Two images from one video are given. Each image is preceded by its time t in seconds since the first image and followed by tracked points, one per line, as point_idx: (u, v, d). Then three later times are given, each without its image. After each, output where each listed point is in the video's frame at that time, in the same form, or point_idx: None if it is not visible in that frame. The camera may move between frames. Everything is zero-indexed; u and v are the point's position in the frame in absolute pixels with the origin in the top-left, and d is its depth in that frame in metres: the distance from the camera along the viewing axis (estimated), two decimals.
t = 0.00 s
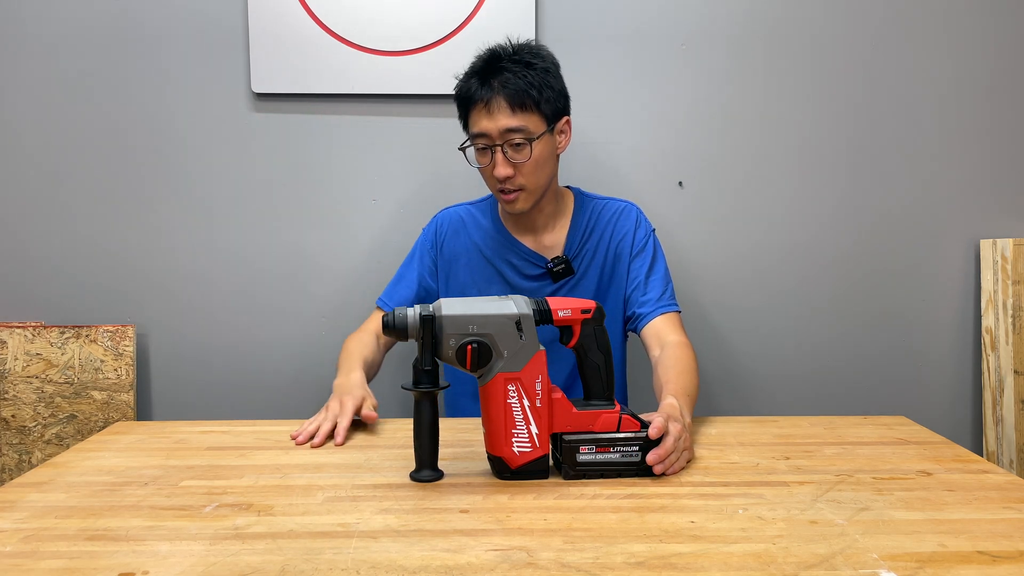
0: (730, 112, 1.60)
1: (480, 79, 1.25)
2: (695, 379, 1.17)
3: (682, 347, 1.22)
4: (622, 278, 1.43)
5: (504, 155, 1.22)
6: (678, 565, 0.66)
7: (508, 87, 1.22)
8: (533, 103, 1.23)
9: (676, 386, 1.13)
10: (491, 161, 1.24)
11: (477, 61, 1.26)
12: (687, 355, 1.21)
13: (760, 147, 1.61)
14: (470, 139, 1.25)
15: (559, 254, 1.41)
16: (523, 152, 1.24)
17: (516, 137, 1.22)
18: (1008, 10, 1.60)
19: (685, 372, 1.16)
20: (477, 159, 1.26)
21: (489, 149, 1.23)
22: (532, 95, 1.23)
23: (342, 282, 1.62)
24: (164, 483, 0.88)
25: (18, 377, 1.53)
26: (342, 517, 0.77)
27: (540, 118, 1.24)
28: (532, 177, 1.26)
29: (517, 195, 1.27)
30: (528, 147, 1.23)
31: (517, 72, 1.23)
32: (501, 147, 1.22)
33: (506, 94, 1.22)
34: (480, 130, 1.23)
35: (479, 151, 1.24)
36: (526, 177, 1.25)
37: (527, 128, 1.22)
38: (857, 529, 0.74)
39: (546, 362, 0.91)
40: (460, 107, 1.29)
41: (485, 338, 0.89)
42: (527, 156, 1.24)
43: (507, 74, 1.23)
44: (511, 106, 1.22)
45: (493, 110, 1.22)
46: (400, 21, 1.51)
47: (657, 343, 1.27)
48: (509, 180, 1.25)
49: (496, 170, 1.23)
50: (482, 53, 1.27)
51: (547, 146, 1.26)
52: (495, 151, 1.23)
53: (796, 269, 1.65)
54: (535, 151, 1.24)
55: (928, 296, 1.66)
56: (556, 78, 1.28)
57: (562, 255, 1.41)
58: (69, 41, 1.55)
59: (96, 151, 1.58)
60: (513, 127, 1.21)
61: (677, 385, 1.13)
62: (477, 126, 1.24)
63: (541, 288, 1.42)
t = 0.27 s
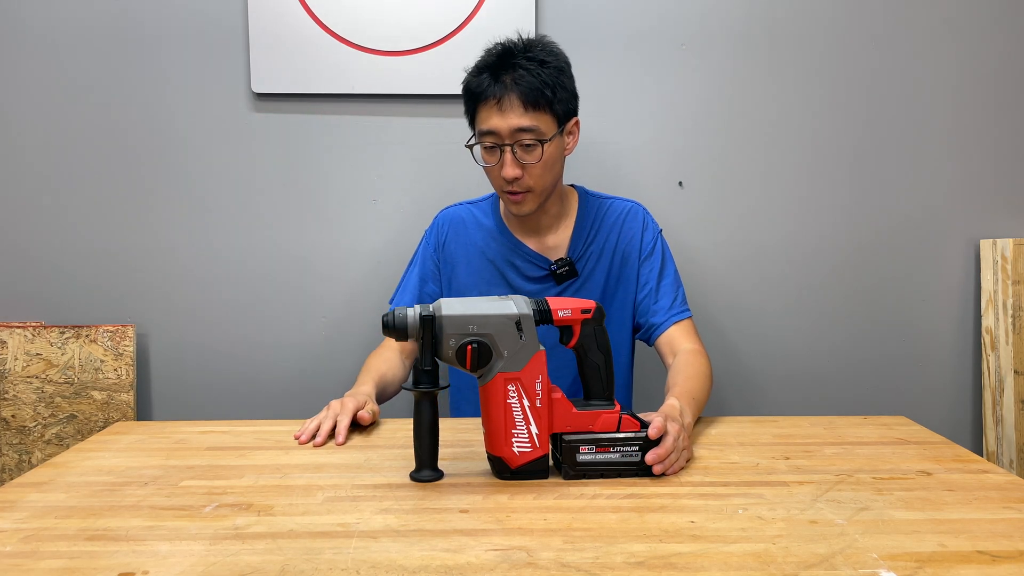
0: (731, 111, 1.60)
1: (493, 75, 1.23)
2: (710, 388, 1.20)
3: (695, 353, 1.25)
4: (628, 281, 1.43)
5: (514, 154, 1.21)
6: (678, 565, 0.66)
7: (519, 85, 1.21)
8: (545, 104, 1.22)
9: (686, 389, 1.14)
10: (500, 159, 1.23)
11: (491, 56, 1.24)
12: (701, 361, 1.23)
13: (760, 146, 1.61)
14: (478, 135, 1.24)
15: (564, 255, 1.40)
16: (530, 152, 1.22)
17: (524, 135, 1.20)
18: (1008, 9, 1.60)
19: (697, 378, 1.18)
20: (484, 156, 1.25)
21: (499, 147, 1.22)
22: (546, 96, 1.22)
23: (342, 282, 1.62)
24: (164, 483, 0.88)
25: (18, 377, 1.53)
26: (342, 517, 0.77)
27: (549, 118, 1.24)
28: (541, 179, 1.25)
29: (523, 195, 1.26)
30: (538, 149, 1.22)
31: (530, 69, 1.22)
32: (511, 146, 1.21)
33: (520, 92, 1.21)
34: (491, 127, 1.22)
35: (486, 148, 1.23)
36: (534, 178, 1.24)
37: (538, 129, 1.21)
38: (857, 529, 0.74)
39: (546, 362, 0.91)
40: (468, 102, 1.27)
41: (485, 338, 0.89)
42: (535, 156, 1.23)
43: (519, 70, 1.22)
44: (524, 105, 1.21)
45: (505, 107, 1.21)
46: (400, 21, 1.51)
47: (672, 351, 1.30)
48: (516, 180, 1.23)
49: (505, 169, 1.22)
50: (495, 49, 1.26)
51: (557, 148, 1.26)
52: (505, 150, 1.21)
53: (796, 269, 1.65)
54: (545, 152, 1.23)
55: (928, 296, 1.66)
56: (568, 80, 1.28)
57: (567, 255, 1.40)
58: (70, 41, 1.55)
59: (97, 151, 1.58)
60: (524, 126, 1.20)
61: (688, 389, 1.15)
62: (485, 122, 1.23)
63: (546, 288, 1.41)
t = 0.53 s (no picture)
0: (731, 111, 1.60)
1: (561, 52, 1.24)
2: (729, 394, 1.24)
3: (717, 358, 1.28)
4: (652, 279, 1.43)
5: (566, 134, 1.21)
6: (678, 565, 0.66)
7: (590, 64, 1.22)
8: (606, 91, 1.23)
9: (704, 391, 1.18)
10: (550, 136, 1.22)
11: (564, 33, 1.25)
12: (724, 367, 1.26)
13: (760, 146, 1.61)
14: (535, 107, 1.23)
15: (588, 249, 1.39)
16: (584, 137, 1.22)
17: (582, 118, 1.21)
18: (1009, 9, 1.60)
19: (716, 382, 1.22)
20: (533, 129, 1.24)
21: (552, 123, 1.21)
22: (608, 83, 1.23)
23: (342, 282, 1.62)
24: (164, 483, 0.88)
25: (18, 377, 1.53)
26: (342, 517, 0.77)
27: (606, 107, 1.25)
28: (584, 166, 1.25)
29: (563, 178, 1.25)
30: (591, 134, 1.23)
31: (603, 53, 1.23)
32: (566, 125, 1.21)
33: (587, 72, 1.22)
34: (550, 100, 1.22)
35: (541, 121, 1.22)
36: (577, 163, 1.24)
37: (596, 114, 1.22)
38: (857, 529, 0.74)
39: (546, 362, 0.91)
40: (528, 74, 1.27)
41: (485, 338, 0.89)
42: (587, 141, 1.23)
43: (592, 51, 1.23)
44: (586, 86, 1.22)
45: (569, 83, 1.21)
46: (400, 21, 1.51)
47: (695, 354, 1.33)
48: (560, 161, 1.23)
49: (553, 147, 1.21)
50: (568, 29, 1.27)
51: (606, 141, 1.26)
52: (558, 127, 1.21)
53: (797, 269, 1.65)
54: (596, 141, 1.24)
55: (928, 296, 1.66)
56: (630, 79, 1.29)
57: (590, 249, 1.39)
58: (70, 41, 1.55)
59: (97, 151, 1.58)
60: (583, 107, 1.20)
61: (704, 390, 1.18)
62: (547, 96, 1.22)
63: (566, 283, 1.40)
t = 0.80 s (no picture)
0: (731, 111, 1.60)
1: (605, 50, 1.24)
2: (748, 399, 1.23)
3: (736, 364, 1.28)
4: (672, 282, 1.43)
5: (604, 133, 1.21)
6: (679, 565, 0.66)
7: (635, 65, 1.22)
8: (646, 95, 1.24)
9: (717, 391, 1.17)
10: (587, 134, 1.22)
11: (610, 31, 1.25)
12: (742, 375, 1.25)
13: (761, 146, 1.61)
14: (575, 101, 1.23)
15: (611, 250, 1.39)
16: (620, 139, 1.23)
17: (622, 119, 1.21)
18: (1009, 9, 1.60)
19: (731, 385, 1.20)
20: (570, 125, 1.24)
21: (591, 121, 1.21)
22: (650, 87, 1.24)
23: (342, 282, 1.62)
24: (164, 483, 0.88)
25: (18, 377, 1.53)
26: (342, 517, 0.77)
27: (646, 111, 1.25)
28: (617, 169, 1.25)
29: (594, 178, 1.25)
30: (627, 136, 1.23)
31: (648, 57, 1.24)
32: (604, 125, 1.21)
33: (630, 73, 1.22)
34: (591, 97, 1.22)
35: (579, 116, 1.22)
36: (610, 165, 1.24)
37: (635, 117, 1.22)
38: (857, 529, 0.74)
39: (546, 362, 0.91)
40: (570, 68, 1.27)
41: (485, 338, 0.89)
42: (622, 143, 1.23)
43: (637, 53, 1.23)
44: (629, 87, 1.22)
45: (612, 82, 1.21)
46: (400, 21, 1.51)
47: (712, 362, 1.32)
48: (594, 160, 1.23)
49: (588, 145, 1.21)
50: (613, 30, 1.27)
51: (640, 146, 1.27)
52: (596, 126, 1.21)
53: (797, 269, 1.65)
54: (632, 144, 1.24)
55: (929, 296, 1.66)
56: (669, 87, 1.30)
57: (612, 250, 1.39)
58: (70, 41, 1.55)
59: (98, 151, 1.58)
60: (624, 108, 1.21)
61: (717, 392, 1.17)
62: (589, 91, 1.22)
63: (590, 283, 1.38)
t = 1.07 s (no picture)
0: (731, 111, 1.60)
1: (628, 50, 1.23)
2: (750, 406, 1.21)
3: (736, 370, 1.29)
4: (678, 285, 1.43)
5: (624, 136, 1.20)
6: (679, 565, 0.66)
7: (657, 67, 1.22)
8: (667, 99, 1.23)
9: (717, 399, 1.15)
10: (607, 135, 1.21)
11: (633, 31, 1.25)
12: (743, 379, 1.26)
13: (761, 146, 1.61)
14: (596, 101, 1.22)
15: (620, 250, 1.39)
16: (638, 141, 1.23)
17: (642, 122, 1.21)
18: (1009, 10, 1.60)
19: (734, 392, 1.19)
20: (590, 125, 1.23)
21: (611, 122, 1.21)
22: (670, 91, 1.24)
23: (342, 282, 1.62)
24: (164, 483, 0.88)
25: (18, 377, 1.53)
26: (342, 517, 0.77)
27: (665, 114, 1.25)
28: (633, 172, 1.25)
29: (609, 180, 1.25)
30: (646, 139, 1.23)
31: (670, 60, 1.23)
32: (625, 127, 1.20)
33: (653, 76, 1.21)
34: (613, 97, 1.20)
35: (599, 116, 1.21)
36: (627, 168, 1.23)
37: (655, 120, 1.22)
38: (857, 529, 0.74)
39: (546, 362, 0.91)
40: (590, 65, 1.26)
41: (485, 338, 0.89)
42: (640, 146, 1.23)
43: (659, 55, 1.23)
44: (651, 90, 1.21)
45: (635, 83, 1.21)
46: (400, 21, 1.51)
47: (712, 368, 1.33)
48: (612, 162, 1.22)
49: (608, 146, 1.21)
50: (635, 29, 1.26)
51: (657, 151, 1.27)
52: (617, 127, 1.20)
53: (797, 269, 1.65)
54: (650, 148, 1.24)
55: (929, 296, 1.66)
56: (686, 91, 1.30)
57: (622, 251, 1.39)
58: (71, 41, 1.55)
59: (98, 151, 1.58)
60: (646, 111, 1.20)
61: (719, 397, 1.16)
62: (610, 91, 1.21)
63: (600, 283, 1.37)
